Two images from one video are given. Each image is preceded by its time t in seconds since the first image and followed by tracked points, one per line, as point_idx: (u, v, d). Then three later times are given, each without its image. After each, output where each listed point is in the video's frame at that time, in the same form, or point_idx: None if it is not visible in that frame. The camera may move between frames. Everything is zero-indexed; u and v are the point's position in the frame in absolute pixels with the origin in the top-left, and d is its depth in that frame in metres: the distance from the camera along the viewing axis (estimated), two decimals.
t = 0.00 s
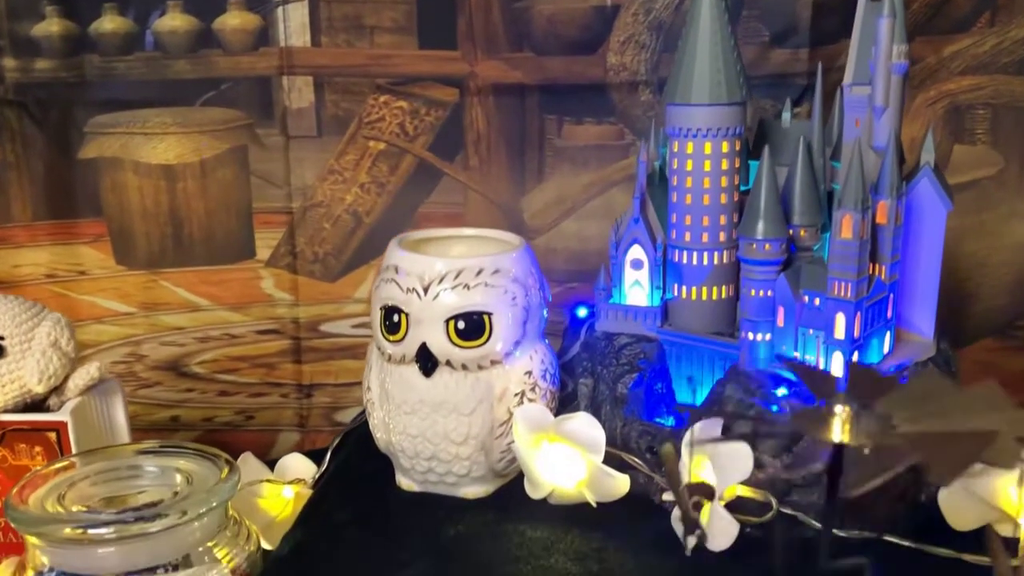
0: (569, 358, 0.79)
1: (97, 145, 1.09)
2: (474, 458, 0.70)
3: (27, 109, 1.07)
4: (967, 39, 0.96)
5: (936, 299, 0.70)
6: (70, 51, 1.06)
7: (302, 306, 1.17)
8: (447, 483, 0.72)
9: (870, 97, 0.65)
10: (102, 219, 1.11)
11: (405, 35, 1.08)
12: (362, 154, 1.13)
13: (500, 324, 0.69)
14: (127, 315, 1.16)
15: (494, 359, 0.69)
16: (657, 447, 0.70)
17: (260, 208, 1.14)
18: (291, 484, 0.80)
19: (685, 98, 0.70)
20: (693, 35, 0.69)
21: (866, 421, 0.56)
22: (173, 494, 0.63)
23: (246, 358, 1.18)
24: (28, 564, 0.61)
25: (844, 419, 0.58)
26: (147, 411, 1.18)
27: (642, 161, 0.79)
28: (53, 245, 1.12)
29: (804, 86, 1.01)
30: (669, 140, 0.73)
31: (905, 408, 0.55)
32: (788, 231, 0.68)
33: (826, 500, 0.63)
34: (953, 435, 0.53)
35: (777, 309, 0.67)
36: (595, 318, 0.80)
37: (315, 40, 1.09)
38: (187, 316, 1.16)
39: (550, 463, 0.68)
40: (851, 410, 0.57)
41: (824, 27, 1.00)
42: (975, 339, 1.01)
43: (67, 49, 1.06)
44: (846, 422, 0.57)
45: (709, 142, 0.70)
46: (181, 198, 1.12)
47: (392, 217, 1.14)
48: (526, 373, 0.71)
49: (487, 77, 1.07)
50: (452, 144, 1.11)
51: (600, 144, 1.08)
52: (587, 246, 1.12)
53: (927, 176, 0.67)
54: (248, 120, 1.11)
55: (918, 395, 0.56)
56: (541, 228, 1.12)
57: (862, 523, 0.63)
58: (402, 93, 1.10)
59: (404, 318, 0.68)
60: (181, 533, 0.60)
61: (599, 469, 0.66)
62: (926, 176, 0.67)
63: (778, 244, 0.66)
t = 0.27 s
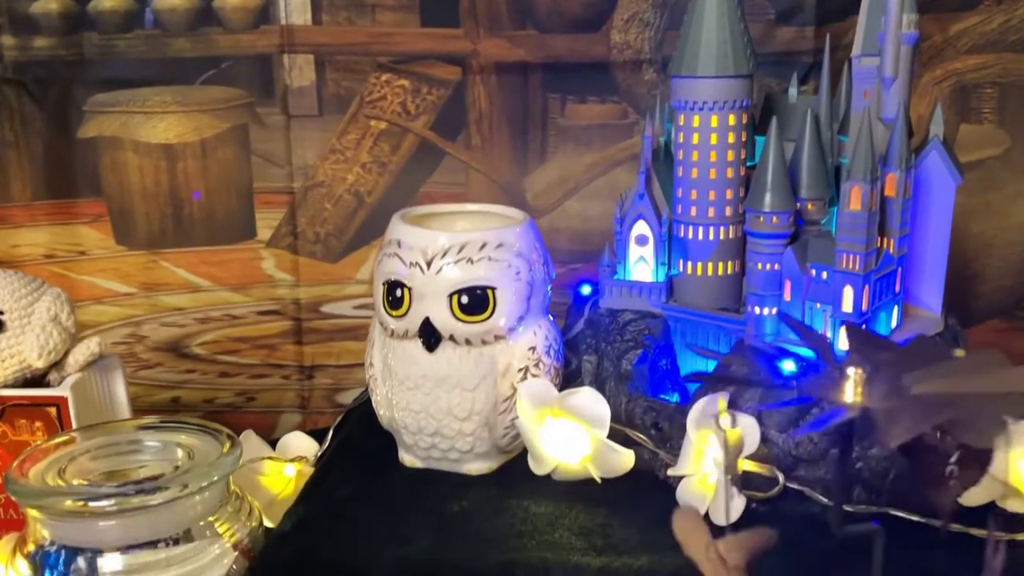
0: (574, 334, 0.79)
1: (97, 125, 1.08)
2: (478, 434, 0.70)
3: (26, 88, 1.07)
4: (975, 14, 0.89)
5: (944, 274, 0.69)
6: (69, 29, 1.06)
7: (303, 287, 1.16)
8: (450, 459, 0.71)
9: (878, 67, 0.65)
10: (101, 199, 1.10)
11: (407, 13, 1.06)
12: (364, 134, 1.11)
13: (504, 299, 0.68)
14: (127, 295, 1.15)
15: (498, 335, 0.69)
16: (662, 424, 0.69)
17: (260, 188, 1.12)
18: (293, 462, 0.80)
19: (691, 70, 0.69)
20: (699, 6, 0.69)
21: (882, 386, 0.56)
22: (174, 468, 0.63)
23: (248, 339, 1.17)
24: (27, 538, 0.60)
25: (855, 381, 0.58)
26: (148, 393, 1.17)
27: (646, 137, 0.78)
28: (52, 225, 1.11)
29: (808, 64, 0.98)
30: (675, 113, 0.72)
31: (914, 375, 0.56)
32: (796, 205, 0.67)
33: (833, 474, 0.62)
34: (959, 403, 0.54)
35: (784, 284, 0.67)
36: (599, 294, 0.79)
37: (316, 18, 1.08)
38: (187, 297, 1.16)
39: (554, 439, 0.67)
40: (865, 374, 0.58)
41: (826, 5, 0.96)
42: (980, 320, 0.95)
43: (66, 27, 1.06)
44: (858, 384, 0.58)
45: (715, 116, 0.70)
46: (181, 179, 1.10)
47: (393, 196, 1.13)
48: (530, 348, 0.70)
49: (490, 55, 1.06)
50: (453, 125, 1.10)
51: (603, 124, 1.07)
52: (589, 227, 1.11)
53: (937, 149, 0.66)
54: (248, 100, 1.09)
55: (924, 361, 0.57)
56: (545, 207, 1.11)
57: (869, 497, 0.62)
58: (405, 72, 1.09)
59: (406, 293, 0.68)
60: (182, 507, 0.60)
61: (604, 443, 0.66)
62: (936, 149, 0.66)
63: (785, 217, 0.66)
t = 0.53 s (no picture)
0: (576, 315, 0.78)
1: (96, 107, 1.07)
2: (480, 413, 0.70)
3: (25, 69, 1.05)
4: None
5: (950, 254, 0.68)
6: (67, 10, 1.04)
7: (303, 271, 1.15)
8: (453, 438, 0.71)
9: (885, 43, 0.65)
10: (101, 182, 1.09)
11: None
12: (364, 116, 1.10)
13: (507, 277, 0.67)
14: (127, 279, 1.14)
15: (501, 313, 0.68)
16: (665, 402, 0.69)
17: (261, 170, 1.11)
18: (294, 443, 0.79)
19: (697, 45, 0.68)
20: None
21: (892, 352, 0.48)
22: (174, 446, 0.62)
23: (248, 323, 1.16)
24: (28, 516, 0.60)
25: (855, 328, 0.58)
26: (147, 377, 1.16)
27: (650, 115, 0.77)
28: (51, 208, 1.10)
29: (812, 46, 0.96)
30: (679, 90, 0.71)
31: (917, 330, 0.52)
32: (801, 182, 0.67)
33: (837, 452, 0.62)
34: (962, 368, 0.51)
35: (789, 261, 0.66)
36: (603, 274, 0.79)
37: None
38: (187, 280, 1.15)
39: (557, 418, 0.67)
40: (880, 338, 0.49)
41: None
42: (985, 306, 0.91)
43: (64, 8, 1.04)
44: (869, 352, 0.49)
45: (720, 92, 0.69)
46: (180, 161, 1.09)
47: (393, 179, 1.12)
48: (533, 327, 0.70)
49: (491, 37, 1.05)
50: (455, 108, 1.09)
51: (606, 106, 1.06)
52: (591, 210, 1.10)
53: (944, 126, 0.65)
54: (248, 81, 1.08)
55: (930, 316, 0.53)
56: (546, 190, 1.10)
57: (873, 476, 0.62)
58: (405, 54, 1.07)
59: (408, 271, 0.67)
60: (181, 485, 0.59)
61: (607, 422, 0.66)
62: (942, 127, 0.66)
63: (790, 193, 0.65)
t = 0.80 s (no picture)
0: (580, 293, 0.78)
1: (96, 89, 1.06)
2: (484, 389, 0.69)
3: (25, 51, 1.04)
4: None
5: (957, 228, 0.68)
6: None
7: (305, 254, 1.14)
8: (456, 415, 0.71)
9: (891, 17, 0.65)
10: (102, 164, 1.08)
11: None
12: (366, 98, 1.08)
13: (511, 253, 0.67)
14: (127, 262, 1.13)
15: (505, 290, 0.68)
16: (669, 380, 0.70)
17: (263, 152, 1.10)
18: (297, 423, 0.79)
19: (702, 21, 0.68)
20: None
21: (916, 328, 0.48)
22: (178, 420, 0.62)
23: (249, 306, 1.15)
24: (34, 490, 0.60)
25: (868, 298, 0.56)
26: (147, 360, 1.15)
27: (654, 93, 0.77)
28: (52, 190, 1.09)
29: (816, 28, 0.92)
30: (684, 67, 0.71)
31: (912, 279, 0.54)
32: (807, 157, 0.67)
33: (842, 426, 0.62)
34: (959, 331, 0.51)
35: (794, 236, 0.67)
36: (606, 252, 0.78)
37: None
38: (188, 263, 1.13)
39: (561, 394, 0.67)
40: (890, 298, 0.53)
41: None
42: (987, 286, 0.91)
43: None
44: (880, 311, 0.53)
45: (725, 68, 0.69)
46: (181, 144, 1.08)
47: (395, 163, 1.09)
48: (537, 304, 0.70)
49: (493, 18, 1.03)
50: (458, 90, 1.07)
51: (610, 87, 1.03)
52: (594, 193, 1.08)
53: (950, 101, 0.65)
54: (250, 62, 1.07)
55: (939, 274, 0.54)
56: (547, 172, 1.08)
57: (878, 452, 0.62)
58: (407, 35, 1.05)
59: (412, 247, 0.67)
60: (186, 458, 0.59)
61: (612, 397, 0.66)
62: (948, 102, 0.65)
63: (796, 168, 0.65)
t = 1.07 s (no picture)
0: (580, 269, 0.78)
1: (96, 70, 1.03)
2: (484, 364, 0.70)
3: (24, 31, 1.02)
4: None
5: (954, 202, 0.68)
6: None
7: (305, 235, 1.11)
8: (456, 390, 0.71)
9: None
10: (101, 145, 1.06)
11: None
12: (366, 79, 1.05)
13: (510, 227, 0.67)
14: (127, 243, 1.11)
15: (504, 264, 0.68)
16: (669, 353, 0.70)
17: (263, 133, 1.07)
18: (297, 400, 0.80)
19: None
20: None
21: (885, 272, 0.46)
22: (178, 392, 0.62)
23: (249, 288, 1.13)
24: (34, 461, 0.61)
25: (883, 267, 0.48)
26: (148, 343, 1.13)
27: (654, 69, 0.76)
28: (51, 171, 1.07)
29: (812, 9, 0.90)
30: (685, 42, 0.71)
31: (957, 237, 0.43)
32: (808, 130, 0.67)
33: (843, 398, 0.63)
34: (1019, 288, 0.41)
35: (795, 209, 0.66)
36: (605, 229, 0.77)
37: None
38: (188, 245, 1.11)
39: (561, 366, 0.67)
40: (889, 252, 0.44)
41: None
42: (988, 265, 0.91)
43: None
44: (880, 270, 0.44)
45: (726, 42, 0.68)
46: (180, 125, 1.05)
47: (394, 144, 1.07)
48: (537, 279, 0.70)
49: None
50: (457, 71, 1.05)
51: (610, 67, 1.01)
52: (594, 174, 1.06)
53: (951, 74, 0.65)
54: (249, 42, 1.04)
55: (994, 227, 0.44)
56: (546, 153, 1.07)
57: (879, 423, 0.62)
58: (407, 15, 1.03)
59: (412, 221, 0.67)
60: (186, 430, 0.60)
61: (612, 369, 0.65)
62: (949, 75, 0.65)
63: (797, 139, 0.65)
